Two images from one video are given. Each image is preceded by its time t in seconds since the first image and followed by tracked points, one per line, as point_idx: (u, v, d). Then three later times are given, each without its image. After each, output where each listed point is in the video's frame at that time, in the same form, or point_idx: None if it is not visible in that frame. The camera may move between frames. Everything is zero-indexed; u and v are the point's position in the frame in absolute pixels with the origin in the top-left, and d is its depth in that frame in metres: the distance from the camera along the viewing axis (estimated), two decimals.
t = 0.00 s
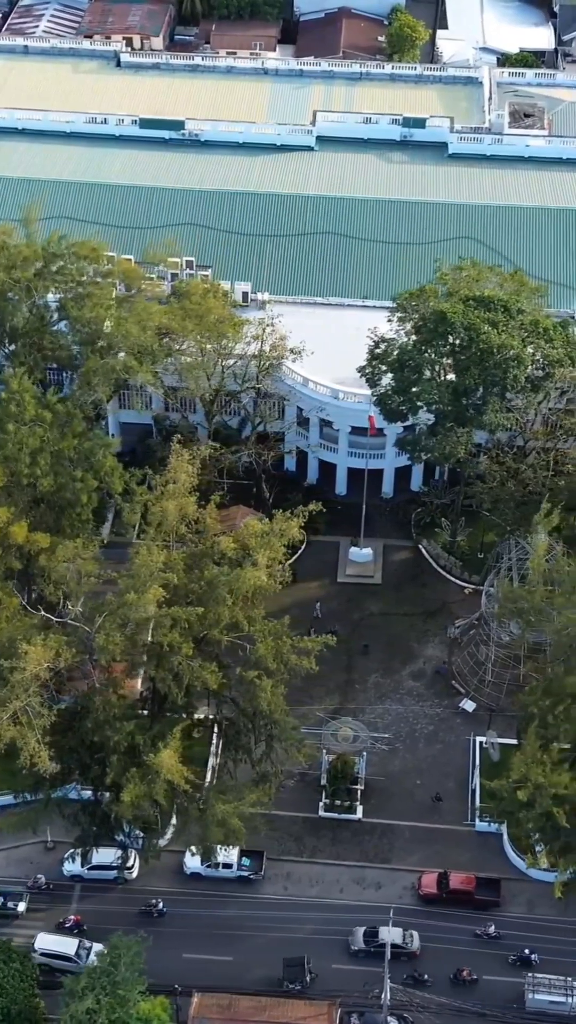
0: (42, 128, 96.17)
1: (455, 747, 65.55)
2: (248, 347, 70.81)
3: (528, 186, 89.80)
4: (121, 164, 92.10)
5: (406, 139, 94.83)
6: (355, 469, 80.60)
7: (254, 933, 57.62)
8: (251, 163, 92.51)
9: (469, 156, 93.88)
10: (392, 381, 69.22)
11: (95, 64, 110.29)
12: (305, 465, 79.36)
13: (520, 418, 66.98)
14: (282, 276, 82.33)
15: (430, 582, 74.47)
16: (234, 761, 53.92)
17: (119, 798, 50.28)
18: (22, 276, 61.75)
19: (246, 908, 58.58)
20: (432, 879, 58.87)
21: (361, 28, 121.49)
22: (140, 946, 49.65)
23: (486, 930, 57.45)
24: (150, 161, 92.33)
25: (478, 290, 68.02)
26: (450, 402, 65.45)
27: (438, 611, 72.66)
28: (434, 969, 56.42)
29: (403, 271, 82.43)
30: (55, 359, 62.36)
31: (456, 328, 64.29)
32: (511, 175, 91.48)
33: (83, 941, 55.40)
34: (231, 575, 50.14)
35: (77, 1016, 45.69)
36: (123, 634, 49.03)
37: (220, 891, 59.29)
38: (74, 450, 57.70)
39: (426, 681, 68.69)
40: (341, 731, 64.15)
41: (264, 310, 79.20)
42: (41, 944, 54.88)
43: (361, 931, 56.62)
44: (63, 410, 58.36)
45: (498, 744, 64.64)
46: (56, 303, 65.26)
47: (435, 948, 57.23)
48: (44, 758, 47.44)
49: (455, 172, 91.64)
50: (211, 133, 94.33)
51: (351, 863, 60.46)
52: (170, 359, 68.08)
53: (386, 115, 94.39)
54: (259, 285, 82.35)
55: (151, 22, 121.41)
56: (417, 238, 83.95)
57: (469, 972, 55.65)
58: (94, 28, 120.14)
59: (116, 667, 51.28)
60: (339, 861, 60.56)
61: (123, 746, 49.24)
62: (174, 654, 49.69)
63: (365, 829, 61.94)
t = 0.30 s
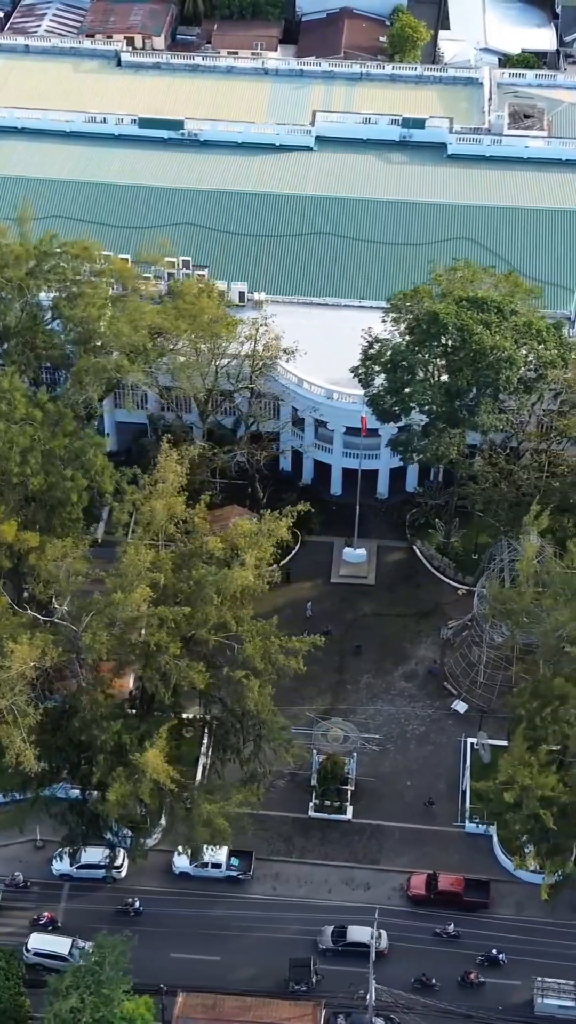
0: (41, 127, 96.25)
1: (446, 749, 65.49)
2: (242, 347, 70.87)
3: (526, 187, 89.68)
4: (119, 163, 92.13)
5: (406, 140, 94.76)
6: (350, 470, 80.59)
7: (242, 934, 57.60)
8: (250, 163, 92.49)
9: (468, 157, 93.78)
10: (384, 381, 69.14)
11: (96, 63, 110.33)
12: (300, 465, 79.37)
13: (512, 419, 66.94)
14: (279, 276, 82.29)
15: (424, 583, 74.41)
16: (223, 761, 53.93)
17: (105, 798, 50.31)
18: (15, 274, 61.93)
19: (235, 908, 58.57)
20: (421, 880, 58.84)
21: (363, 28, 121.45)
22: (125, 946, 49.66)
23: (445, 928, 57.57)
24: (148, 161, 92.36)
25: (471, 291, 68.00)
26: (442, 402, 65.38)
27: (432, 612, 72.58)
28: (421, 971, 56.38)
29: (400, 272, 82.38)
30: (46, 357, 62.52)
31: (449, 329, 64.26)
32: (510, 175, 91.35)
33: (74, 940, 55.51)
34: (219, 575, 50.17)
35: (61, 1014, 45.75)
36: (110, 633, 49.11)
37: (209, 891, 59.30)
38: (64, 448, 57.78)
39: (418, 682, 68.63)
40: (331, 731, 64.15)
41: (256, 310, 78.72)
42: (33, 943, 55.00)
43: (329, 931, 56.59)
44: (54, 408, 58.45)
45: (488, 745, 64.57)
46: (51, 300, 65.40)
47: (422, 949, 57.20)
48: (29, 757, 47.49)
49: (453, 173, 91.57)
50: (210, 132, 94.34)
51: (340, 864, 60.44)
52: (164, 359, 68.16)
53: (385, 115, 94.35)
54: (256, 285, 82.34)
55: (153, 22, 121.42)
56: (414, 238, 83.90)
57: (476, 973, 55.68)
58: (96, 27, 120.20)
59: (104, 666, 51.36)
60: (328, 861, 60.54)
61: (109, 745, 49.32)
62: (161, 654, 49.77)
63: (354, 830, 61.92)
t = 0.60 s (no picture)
0: (39, 126, 96.34)
1: (436, 750, 65.44)
2: (233, 347, 71.04)
3: (523, 187, 89.57)
4: (116, 162, 92.12)
5: (403, 140, 94.71)
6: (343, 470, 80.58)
7: (229, 934, 57.56)
8: (247, 163, 92.47)
9: (465, 158, 93.69)
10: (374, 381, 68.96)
11: (94, 63, 110.37)
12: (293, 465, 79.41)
13: (502, 419, 66.95)
14: (274, 276, 82.24)
15: (416, 584, 74.35)
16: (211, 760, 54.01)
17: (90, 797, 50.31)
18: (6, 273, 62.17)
19: (222, 908, 58.56)
20: (408, 881, 58.82)
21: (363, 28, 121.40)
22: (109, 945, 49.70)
23: (404, 927, 57.61)
24: (145, 160, 92.38)
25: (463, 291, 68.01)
26: (432, 403, 65.32)
27: (424, 613, 72.51)
28: (406, 972, 56.36)
29: (395, 271, 82.35)
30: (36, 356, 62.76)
31: (440, 330, 64.22)
32: (506, 176, 91.23)
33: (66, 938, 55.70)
34: (205, 575, 50.22)
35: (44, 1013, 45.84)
36: (95, 631, 49.20)
37: (197, 891, 59.31)
38: (52, 446, 57.91)
39: (408, 683, 68.55)
40: (320, 732, 64.16)
41: (247, 310, 78.62)
42: (24, 944, 55.05)
43: (297, 929, 56.43)
44: (43, 407, 58.55)
45: (478, 746, 64.50)
46: (44, 293, 66.22)
47: (407, 950, 57.18)
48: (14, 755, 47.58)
49: (450, 173, 91.50)
50: (208, 132, 94.33)
51: (328, 864, 60.40)
52: (155, 359, 68.22)
53: (383, 115, 94.32)
54: (251, 284, 82.32)
55: (153, 21, 121.34)
56: (409, 239, 83.85)
57: (482, 979, 55.54)
58: (96, 27, 120.18)
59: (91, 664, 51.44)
60: (316, 861, 60.51)
61: (94, 744, 49.44)
62: (147, 652, 49.88)
63: (342, 830, 61.89)
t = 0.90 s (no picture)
0: (35, 125, 96.32)
1: (425, 750, 65.38)
2: (224, 347, 71.00)
3: (519, 187, 89.47)
4: (112, 162, 92.11)
5: (399, 140, 94.65)
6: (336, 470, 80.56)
7: (214, 934, 57.54)
8: (243, 163, 92.44)
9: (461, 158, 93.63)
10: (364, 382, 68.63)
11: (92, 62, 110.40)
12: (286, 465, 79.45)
13: (492, 420, 66.88)
14: (269, 276, 82.19)
15: (407, 585, 74.29)
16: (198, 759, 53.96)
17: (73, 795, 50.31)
18: None
19: (209, 907, 58.54)
20: (395, 881, 58.77)
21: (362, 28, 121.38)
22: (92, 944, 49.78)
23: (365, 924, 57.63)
24: (141, 160, 92.40)
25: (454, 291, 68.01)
26: (422, 403, 65.28)
27: (414, 613, 72.45)
28: (391, 972, 56.30)
29: (389, 272, 82.32)
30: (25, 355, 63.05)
31: (430, 330, 64.24)
32: (502, 177, 91.14)
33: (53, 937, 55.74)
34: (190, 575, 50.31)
35: (25, 1011, 45.93)
36: (79, 630, 49.30)
37: (183, 891, 59.30)
38: (40, 445, 57.98)
39: (398, 683, 68.49)
40: (308, 732, 64.13)
41: (241, 310, 78.34)
42: (14, 943, 55.08)
43: (262, 928, 56.56)
44: (31, 406, 58.67)
45: (466, 747, 64.42)
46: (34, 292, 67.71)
47: (393, 950, 57.13)
48: None
49: (446, 174, 91.45)
50: (204, 132, 94.32)
51: (315, 865, 60.36)
52: (146, 359, 68.37)
53: (379, 115, 94.33)
54: (245, 284, 82.33)
55: (152, 21, 121.27)
56: (404, 240, 83.81)
57: (488, 980, 55.33)
58: (95, 27, 120.20)
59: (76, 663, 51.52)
60: (303, 861, 60.49)
61: (79, 743, 49.50)
62: (132, 651, 49.92)
63: (330, 830, 61.87)
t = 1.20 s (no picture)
0: (32, 124, 96.31)
1: (413, 751, 65.34)
2: (215, 347, 70.89)
3: (515, 188, 89.42)
4: (107, 162, 92.08)
5: (395, 141, 94.64)
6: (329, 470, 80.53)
7: (200, 933, 57.52)
8: (239, 163, 92.43)
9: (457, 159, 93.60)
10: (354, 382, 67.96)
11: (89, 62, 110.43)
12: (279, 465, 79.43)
13: (482, 421, 66.87)
14: (263, 276, 82.16)
15: (398, 585, 74.25)
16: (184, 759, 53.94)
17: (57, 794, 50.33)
18: None
19: (195, 907, 58.53)
20: (381, 882, 58.74)
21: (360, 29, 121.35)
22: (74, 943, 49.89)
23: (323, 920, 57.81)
24: (137, 159, 92.42)
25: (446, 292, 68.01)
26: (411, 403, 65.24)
27: (405, 614, 72.41)
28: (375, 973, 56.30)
29: (383, 272, 82.31)
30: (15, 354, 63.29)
31: (420, 330, 64.28)
32: (497, 177, 91.11)
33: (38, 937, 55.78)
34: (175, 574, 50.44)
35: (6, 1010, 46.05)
36: (62, 629, 49.42)
37: (170, 891, 59.30)
38: (29, 444, 58.13)
39: (388, 684, 68.45)
40: (295, 732, 64.11)
41: (232, 310, 77.72)
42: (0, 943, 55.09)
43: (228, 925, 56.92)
44: (19, 406, 58.91)
45: (454, 749, 64.37)
46: (26, 292, 68.55)
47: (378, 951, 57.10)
48: None
49: (441, 174, 91.44)
50: (200, 131, 94.32)
51: (301, 865, 60.33)
52: (136, 359, 68.38)
53: (375, 116, 94.42)
54: (239, 284, 82.29)
55: (151, 20, 121.20)
56: (397, 240, 83.80)
57: (494, 981, 55.33)
58: (93, 26, 120.24)
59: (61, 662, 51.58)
60: (290, 862, 60.47)
61: (63, 742, 49.55)
62: (116, 651, 49.97)
63: (317, 830, 61.87)
